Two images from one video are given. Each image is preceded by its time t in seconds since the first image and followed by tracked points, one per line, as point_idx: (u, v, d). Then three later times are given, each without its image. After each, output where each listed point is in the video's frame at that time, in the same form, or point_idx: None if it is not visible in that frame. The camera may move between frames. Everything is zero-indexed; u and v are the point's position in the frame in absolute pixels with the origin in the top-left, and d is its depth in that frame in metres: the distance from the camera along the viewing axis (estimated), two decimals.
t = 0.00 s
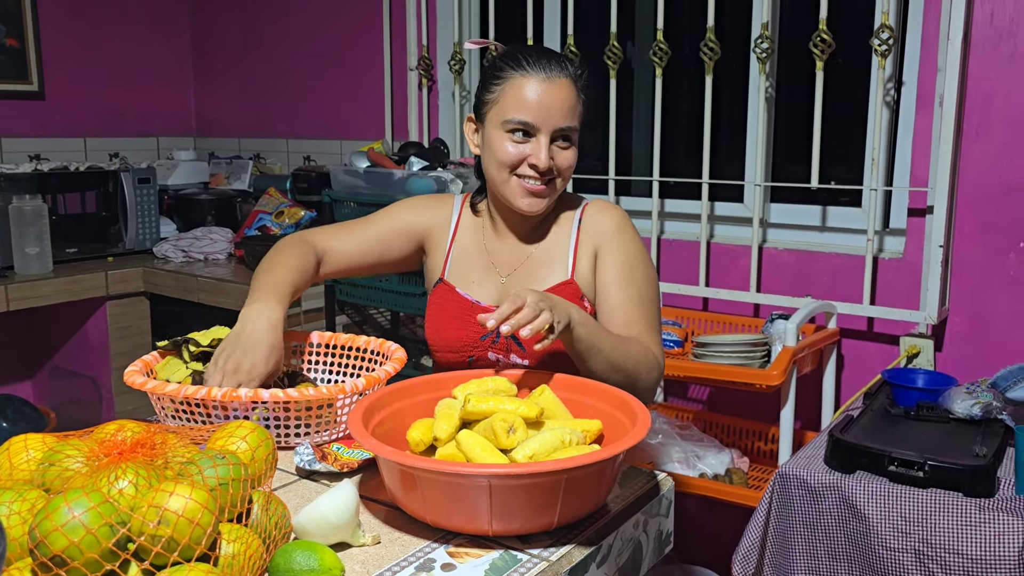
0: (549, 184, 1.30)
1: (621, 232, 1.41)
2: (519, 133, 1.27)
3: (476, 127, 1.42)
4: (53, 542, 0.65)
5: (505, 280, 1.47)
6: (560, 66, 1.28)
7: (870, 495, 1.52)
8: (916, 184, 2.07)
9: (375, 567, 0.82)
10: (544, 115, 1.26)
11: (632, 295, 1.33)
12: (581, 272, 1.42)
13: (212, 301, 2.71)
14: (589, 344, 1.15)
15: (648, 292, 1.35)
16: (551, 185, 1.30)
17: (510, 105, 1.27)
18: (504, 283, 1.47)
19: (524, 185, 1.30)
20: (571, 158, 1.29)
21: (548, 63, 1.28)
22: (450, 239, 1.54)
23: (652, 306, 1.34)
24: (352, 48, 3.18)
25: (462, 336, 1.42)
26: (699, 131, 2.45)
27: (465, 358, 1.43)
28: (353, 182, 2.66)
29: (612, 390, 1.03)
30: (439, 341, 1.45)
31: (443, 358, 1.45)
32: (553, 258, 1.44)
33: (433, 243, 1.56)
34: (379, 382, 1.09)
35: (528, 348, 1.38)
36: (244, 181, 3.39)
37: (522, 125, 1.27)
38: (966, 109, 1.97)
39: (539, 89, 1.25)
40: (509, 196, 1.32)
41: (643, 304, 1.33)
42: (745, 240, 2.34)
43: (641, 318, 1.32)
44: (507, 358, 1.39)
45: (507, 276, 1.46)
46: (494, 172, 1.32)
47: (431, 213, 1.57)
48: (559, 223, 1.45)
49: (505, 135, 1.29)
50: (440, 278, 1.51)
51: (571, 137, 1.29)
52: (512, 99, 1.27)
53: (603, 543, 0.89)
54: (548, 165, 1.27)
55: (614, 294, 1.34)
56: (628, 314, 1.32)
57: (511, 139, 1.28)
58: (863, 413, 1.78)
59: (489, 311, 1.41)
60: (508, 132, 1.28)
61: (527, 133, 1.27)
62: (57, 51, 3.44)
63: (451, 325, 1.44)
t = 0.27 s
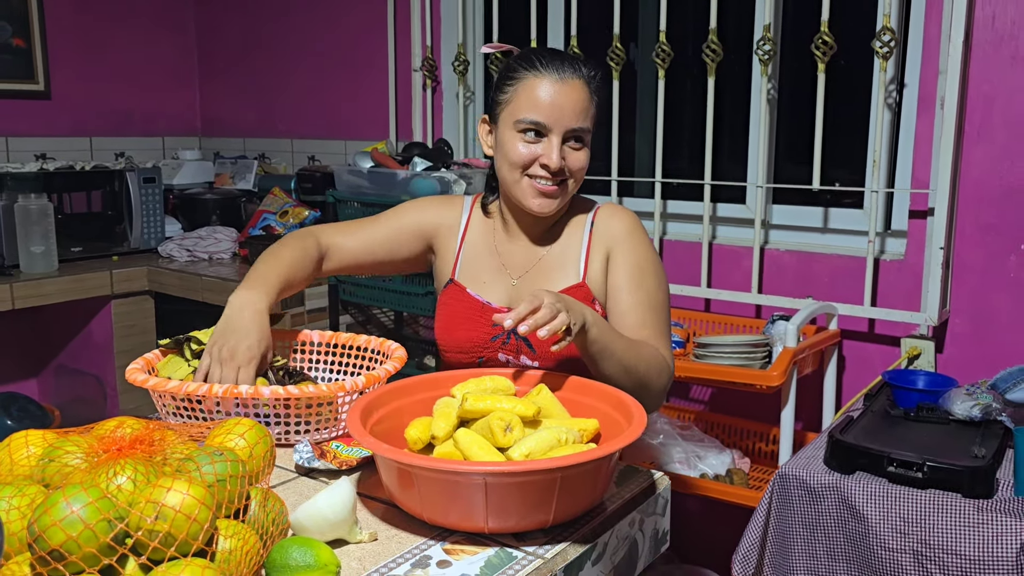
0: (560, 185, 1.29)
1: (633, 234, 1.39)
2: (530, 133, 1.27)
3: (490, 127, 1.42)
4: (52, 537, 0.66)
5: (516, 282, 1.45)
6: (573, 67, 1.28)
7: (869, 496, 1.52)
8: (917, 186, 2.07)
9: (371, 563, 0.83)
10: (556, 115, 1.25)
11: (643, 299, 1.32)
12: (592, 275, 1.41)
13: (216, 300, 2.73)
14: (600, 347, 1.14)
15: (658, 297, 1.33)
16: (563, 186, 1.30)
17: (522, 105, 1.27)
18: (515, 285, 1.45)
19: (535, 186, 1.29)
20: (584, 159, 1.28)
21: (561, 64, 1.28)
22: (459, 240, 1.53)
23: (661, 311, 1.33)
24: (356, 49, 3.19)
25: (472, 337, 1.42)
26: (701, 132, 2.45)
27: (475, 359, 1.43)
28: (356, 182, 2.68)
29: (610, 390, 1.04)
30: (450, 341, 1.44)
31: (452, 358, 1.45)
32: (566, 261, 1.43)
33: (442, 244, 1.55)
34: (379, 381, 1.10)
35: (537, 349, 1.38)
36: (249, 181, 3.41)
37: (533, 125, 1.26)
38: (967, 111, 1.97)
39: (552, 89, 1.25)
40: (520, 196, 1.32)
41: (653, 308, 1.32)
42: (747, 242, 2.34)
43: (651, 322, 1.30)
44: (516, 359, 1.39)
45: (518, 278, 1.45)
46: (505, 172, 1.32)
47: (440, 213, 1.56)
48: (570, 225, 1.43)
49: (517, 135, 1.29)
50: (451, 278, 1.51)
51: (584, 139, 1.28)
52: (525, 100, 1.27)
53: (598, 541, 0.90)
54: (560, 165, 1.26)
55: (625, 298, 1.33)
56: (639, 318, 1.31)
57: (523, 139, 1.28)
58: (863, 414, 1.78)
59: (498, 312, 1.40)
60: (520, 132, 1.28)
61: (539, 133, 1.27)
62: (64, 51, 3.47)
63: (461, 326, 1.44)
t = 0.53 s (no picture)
0: (560, 189, 1.30)
1: (632, 237, 1.40)
2: (531, 136, 1.28)
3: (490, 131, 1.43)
4: (52, 531, 0.67)
5: (514, 285, 1.47)
6: (574, 72, 1.29)
7: (865, 496, 1.53)
8: (916, 189, 2.08)
9: (365, 559, 0.84)
10: (556, 118, 1.26)
11: (641, 302, 1.32)
12: (591, 279, 1.42)
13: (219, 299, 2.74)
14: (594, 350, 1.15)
15: (656, 300, 1.34)
16: (563, 191, 1.30)
17: (523, 108, 1.28)
18: (513, 288, 1.46)
19: (535, 189, 1.30)
20: (584, 163, 1.29)
21: (562, 69, 1.29)
22: (456, 242, 1.53)
23: (659, 314, 1.34)
24: (359, 51, 3.21)
25: (471, 340, 1.43)
26: (701, 135, 2.46)
27: (474, 362, 1.45)
28: (358, 183, 2.69)
29: (603, 390, 1.05)
30: (449, 344, 1.46)
31: (451, 360, 1.47)
32: (564, 265, 1.43)
33: (438, 245, 1.56)
34: (376, 380, 1.12)
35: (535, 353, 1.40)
36: (252, 182, 3.43)
37: (534, 128, 1.27)
38: (965, 114, 1.97)
39: (553, 92, 1.26)
40: (520, 200, 1.32)
41: (651, 311, 1.33)
42: (746, 244, 2.35)
43: (648, 326, 1.31)
44: (514, 363, 1.42)
45: (517, 281, 1.46)
46: (505, 176, 1.32)
47: (435, 216, 1.57)
48: (569, 228, 1.44)
49: (517, 138, 1.29)
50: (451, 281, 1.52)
51: (584, 143, 1.29)
52: (526, 103, 1.28)
53: (590, 539, 0.91)
54: (560, 168, 1.27)
55: (623, 300, 1.33)
56: (636, 321, 1.31)
57: (524, 143, 1.29)
58: (861, 416, 1.79)
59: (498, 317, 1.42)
60: (520, 136, 1.29)
61: (540, 137, 1.28)
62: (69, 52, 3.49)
63: (461, 330, 1.45)
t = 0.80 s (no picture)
0: (561, 188, 1.32)
1: (631, 237, 1.40)
2: (531, 135, 1.30)
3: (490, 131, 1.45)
4: (62, 520, 0.69)
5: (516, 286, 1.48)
6: (572, 70, 1.31)
7: (865, 495, 1.54)
8: (919, 190, 2.09)
9: (368, 551, 0.86)
10: (556, 118, 1.28)
11: (633, 302, 1.33)
12: (587, 279, 1.43)
13: (227, 298, 2.77)
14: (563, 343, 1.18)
15: (652, 301, 1.34)
16: (563, 190, 1.32)
17: (522, 108, 1.30)
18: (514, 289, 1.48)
19: (536, 189, 1.32)
20: (583, 162, 1.31)
21: (561, 68, 1.30)
22: (463, 244, 1.54)
23: (654, 316, 1.33)
24: (366, 51, 3.23)
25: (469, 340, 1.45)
26: (706, 136, 2.48)
27: (472, 361, 1.46)
28: (365, 183, 2.71)
29: (603, 387, 1.07)
30: (449, 344, 1.48)
31: (451, 360, 1.48)
32: (562, 267, 1.45)
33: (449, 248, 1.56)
34: (381, 377, 1.14)
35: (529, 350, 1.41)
36: (260, 181, 3.46)
37: (533, 128, 1.29)
38: (968, 116, 1.98)
39: (552, 92, 1.28)
40: (522, 199, 1.34)
41: (645, 312, 1.33)
42: (750, 244, 2.37)
43: (638, 327, 1.31)
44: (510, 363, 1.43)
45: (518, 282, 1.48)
46: (507, 175, 1.34)
47: (448, 218, 1.57)
48: (570, 228, 1.45)
49: (518, 138, 1.31)
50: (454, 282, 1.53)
51: (583, 142, 1.31)
52: (525, 102, 1.29)
53: (588, 533, 0.93)
54: (560, 167, 1.29)
55: (617, 300, 1.34)
56: (628, 321, 1.32)
57: (524, 143, 1.30)
58: (862, 416, 1.80)
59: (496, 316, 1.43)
60: (520, 135, 1.31)
61: (539, 136, 1.29)
62: (80, 52, 3.52)
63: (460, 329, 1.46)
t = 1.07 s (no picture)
0: (558, 182, 1.33)
1: (630, 238, 1.41)
2: (525, 131, 1.31)
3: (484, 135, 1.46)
4: (64, 506, 0.71)
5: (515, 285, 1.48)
6: (562, 66, 1.33)
7: (859, 492, 1.56)
8: (914, 190, 2.11)
9: (364, 541, 0.88)
10: (549, 111, 1.30)
11: (635, 304, 1.33)
12: (586, 280, 1.44)
13: (228, 297, 2.79)
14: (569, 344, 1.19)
15: (652, 302, 1.35)
16: (560, 184, 1.33)
17: (516, 105, 1.31)
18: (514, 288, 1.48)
19: (533, 184, 1.33)
20: (578, 155, 1.32)
21: (550, 64, 1.33)
22: (463, 242, 1.55)
23: (655, 316, 1.34)
24: (366, 52, 3.25)
25: (466, 339, 1.46)
26: (703, 137, 2.49)
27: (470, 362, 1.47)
28: (365, 183, 2.73)
29: (594, 380, 1.09)
30: (448, 344, 1.49)
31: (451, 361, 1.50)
32: (560, 266, 1.45)
33: (451, 249, 1.58)
34: (377, 373, 1.16)
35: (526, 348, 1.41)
36: (261, 181, 3.48)
37: (527, 123, 1.30)
38: (962, 117, 2.00)
39: (542, 86, 1.30)
40: (520, 196, 1.34)
41: (646, 313, 1.33)
42: (746, 244, 2.38)
43: (639, 328, 1.32)
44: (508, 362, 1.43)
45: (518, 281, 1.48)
46: (504, 173, 1.35)
47: (447, 219, 1.58)
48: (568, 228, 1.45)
49: (513, 135, 1.32)
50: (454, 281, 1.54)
51: (577, 135, 1.32)
52: (517, 99, 1.31)
53: (580, 524, 0.94)
54: (556, 160, 1.30)
55: (617, 301, 1.35)
56: (629, 322, 1.32)
57: (519, 139, 1.32)
58: (857, 414, 1.81)
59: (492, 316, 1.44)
60: (515, 132, 1.32)
61: (534, 131, 1.31)
62: (82, 52, 3.54)
63: (458, 329, 1.48)
